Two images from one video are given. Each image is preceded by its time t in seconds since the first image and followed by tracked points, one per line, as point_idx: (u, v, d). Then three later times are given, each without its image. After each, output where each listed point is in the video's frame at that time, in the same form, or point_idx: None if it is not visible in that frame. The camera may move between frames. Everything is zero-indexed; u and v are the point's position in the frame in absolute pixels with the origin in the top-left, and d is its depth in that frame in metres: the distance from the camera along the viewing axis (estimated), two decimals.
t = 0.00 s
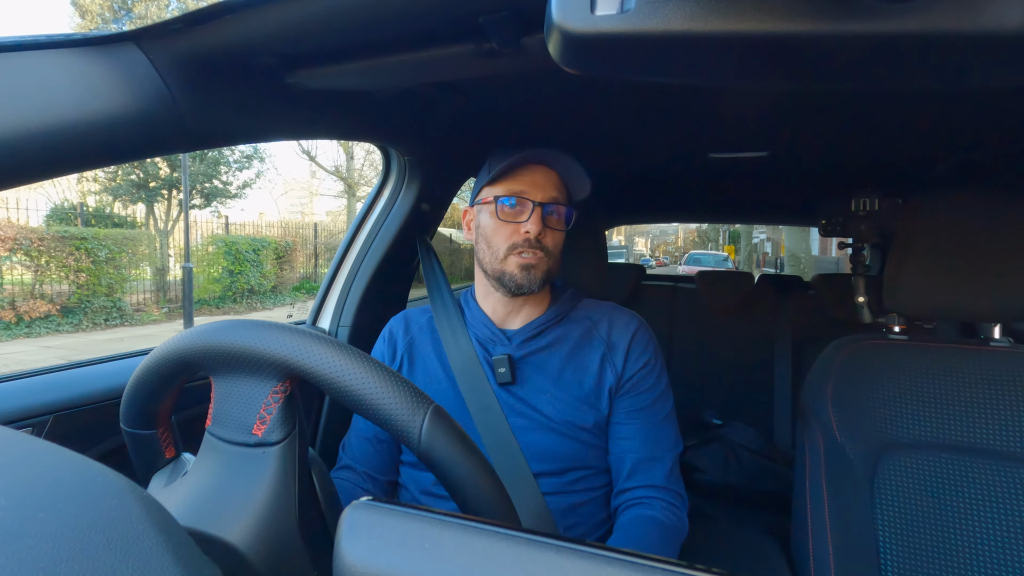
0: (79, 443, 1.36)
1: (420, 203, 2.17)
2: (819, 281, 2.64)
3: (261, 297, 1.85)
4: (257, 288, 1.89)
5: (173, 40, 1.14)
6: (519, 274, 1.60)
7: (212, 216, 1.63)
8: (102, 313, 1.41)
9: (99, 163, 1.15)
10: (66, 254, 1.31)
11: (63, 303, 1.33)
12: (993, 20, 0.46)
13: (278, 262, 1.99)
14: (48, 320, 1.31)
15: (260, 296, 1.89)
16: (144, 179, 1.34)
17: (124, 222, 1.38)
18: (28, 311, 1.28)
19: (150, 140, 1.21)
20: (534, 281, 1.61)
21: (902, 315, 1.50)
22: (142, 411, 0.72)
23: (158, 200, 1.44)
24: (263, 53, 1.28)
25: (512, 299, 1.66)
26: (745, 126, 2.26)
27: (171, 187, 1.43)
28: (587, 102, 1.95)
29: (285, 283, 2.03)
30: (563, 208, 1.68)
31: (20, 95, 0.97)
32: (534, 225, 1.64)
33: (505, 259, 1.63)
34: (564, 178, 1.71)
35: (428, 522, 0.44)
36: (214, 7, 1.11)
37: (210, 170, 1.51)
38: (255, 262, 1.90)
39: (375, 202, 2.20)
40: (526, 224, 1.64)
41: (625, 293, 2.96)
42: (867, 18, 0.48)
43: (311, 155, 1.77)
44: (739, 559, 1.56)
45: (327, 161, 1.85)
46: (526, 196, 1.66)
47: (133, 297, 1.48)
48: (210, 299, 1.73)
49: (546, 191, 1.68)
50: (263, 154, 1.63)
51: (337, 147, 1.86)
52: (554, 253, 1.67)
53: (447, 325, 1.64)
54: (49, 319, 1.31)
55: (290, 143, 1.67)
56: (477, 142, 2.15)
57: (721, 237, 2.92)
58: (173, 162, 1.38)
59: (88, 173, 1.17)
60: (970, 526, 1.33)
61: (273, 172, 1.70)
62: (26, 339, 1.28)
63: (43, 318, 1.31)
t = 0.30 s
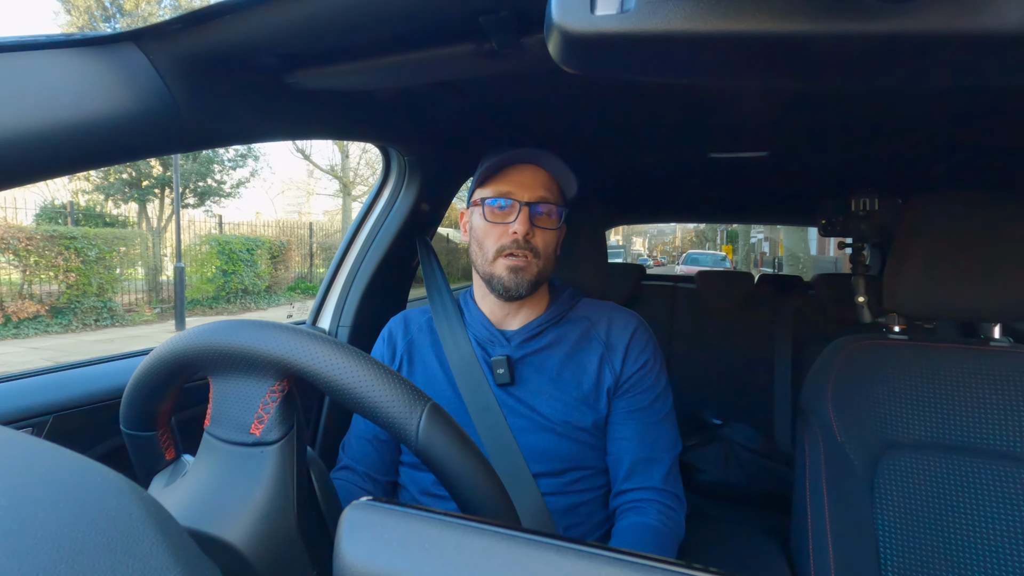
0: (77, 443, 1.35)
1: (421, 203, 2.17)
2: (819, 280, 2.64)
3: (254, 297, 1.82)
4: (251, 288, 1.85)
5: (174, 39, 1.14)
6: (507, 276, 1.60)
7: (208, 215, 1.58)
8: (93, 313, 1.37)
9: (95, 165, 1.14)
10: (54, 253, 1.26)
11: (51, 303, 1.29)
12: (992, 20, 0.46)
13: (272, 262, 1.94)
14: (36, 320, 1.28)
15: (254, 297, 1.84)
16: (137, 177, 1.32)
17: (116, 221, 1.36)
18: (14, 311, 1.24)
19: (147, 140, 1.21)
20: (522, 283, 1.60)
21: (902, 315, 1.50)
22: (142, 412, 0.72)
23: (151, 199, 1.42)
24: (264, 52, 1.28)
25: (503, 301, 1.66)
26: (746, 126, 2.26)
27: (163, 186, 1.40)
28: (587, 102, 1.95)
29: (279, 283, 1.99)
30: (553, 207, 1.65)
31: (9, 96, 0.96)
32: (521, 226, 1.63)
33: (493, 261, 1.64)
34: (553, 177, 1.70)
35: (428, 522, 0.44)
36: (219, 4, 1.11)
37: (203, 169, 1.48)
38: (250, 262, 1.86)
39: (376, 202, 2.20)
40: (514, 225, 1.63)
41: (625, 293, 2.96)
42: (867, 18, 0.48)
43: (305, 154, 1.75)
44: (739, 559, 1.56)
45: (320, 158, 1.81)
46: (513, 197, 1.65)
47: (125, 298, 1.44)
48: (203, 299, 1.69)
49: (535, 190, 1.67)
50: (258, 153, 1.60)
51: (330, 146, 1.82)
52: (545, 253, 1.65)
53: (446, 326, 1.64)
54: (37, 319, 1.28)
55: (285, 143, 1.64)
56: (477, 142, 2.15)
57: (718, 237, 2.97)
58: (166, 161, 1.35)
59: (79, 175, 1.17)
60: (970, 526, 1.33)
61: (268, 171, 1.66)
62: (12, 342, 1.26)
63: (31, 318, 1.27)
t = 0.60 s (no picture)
0: (76, 443, 1.35)
1: (420, 203, 2.17)
2: (819, 280, 2.64)
3: (248, 297, 1.80)
4: (244, 288, 1.83)
5: (173, 40, 1.14)
6: (510, 277, 1.60)
7: (202, 215, 1.59)
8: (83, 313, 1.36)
9: (90, 166, 1.14)
10: (42, 254, 1.26)
11: (40, 304, 1.28)
12: (991, 20, 0.46)
13: (265, 262, 1.93)
14: (24, 320, 1.27)
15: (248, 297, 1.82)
16: (129, 176, 1.31)
17: (107, 221, 1.34)
18: (2, 312, 1.23)
19: (143, 141, 1.20)
20: (525, 283, 1.60)
21: (901, 315, 1.50)
22: (141, 413, 0.72)
23: (143, 198, 1.41)
24: (264, 53, 1.28)
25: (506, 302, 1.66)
26: (745, 126, 2.25)
27: (156, 185, 1.39)
28: (588, 102, 1.95)
29: (273, 283, 1.97)
30: (553, 206, 1.66)
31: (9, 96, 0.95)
32: (522, 225, 1.63)
33: (494, 262, 1.63)
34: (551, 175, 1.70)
35: (429, 522, 0.44)
36: (218, 5, 1.11)
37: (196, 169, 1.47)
38: (243, 262, 1.84)
39: (375, 202, 2.20)
40: (515, 225, 1.63)
41: (625, 293, 2.96)
42: (866, 18, 0.48)
43: (301, 153, 1.74)
44: (739, 559, 1.56)
45: (316, 158, 1.81)
46: (514, 197, 1.65)
47: (116, 297, 1.43)
48: (196, 300, 1.69)
49: (534, 189, 1.67)
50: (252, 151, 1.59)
51: (327, 146, 1.83)
52: (546, 251, 1.66)
53: (446, 326, 1.64)
54: (25, 319, 1.27)
55: (279, 143, 1.65)
56: (476, 142, 2.15)
57: (716, 238, 2.95)
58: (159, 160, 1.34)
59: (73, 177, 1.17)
60: (971, 527, 1.33)
61: (262, 170, 1.65)
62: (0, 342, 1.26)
63: (19, 319, 1.26)
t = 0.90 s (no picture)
0: (75, 443, 1.35)
1: (421, 203, 2.17)
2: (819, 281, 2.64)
3: (241, 297, 1.78)
4: (237, 289, 1.82)
5: (173, 39, 1.14)
6: (527, 274, 1.60)
7: (198, 215, 1.58)
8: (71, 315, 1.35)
9: (86, 167, 1.13)
10: (31, 254, 1.26)
11: (28, 304, 1.28)
12: (991, 21, 0.46)
13: (259, 262, 1.93)
14: (11, 321, 1.26)
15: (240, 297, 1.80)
16: (120, 175, 1.28)
17: (98, 220, 1.34)
18: None
19: (141, 141, 1.19)
20: (542, 280, 1.61)
21: (902, 315, 1.50)
22: (142, 412, 0.72)
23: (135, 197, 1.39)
24: (264, 53, 1.28)
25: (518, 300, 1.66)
26: (745, 126, 2.25)
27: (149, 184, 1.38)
28: (588, 102, 1.95)
29: (267, 283, 1.97)
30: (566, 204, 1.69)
31: (6, 99, 0.96)
32: (539, 222, 1.64)
33: (511, 259, 1.62)
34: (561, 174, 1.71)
35: (428, 521, 0.44)
36: (218, 5, 1.11)
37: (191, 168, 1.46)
38: (236, 262, 1.84)
39: (376, 202, 2.20)
40: (531, 222, 1.64)
41: (625, 293, 2.97)
42: (867, 19, 0.48)
43: (295, 152, 1.71)
44: (739, 560, 1.56)
45: (309, 155, 1.77)
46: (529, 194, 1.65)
47: (107, 299, 1.44)
48: (190, 300, 1.68)
49: (548, 188, 1.69)
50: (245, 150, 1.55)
51: (320, 144, 1.78)
52: (557, 249, 1.69)
53: (447, 326, 1.64)
54: (12, 320, 1.26)
55: (270, 141, 1.59)
56: (476, 142, 2.15)
57: (713, 238, 2.97)
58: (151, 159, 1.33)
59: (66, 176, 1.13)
60: (971, 527, 1.33)
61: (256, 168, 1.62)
62: None
63: (8, 320, 1.25)
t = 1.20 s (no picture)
0: (75, 443, 1.35)
1: (420, 203, 2.17)
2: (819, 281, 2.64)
3: (235, 297, 1.79)
4: (232, 289, 1.84)
5: (173, 39, 1.14)
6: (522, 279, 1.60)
7: (193, 215, 1.60)
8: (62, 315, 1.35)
9: (83, 167, 1.13)
10: (21, 253, 1.28)
11: (18, 306, 1.31)
12: (991, 21, 0.46)
13: (254, 262, 1.95)
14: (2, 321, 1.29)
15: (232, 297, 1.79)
16: (114, 174, 1.27)
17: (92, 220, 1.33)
18: None
19: (139, 142, 1.19)
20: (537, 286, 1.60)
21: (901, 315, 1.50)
22: (142, 413, 0.72)
23: (129, 197, 1.39)
24: (264, 53, 1.28)
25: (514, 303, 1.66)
26: (745, 126, 2.25)
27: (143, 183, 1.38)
28: (589, 101, 1.95)
29: (262, 283, 1.97)
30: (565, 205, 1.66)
31: (6, 100, 0.95)
32: (535, 225, 1.61)
33: (506, 263, 1.62)
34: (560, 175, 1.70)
35: (427, 521, 0.44)
36: (217, 5, 1.12)
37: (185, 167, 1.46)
38: (231, 263, 1.86)
39: (376, 202, 2.20)
40: (528, 225, 1.62)
41: (626, 293, 2.97)
42: (868, 19, 0.48)
43: (291, 152, 1.70)
44: (739, 560, 1.56)
45: (304, 155, 1.76)
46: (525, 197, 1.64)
47: (100, 299, 1.46)
48: (182, 300, 1.68)
49: (545, 190, 1.67)
50: (242, 150, 1.55)
51: (316, 143, 1.76)
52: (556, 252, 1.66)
53: (447, 325, 1.65)
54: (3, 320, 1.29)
55: (269, 142, 1.59)
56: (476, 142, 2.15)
57: (711, 238, 2.97)
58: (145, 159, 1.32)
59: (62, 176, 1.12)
60: (971, 526, 1.33)
61: (252, 167, 1.62)
62: None
63: None
